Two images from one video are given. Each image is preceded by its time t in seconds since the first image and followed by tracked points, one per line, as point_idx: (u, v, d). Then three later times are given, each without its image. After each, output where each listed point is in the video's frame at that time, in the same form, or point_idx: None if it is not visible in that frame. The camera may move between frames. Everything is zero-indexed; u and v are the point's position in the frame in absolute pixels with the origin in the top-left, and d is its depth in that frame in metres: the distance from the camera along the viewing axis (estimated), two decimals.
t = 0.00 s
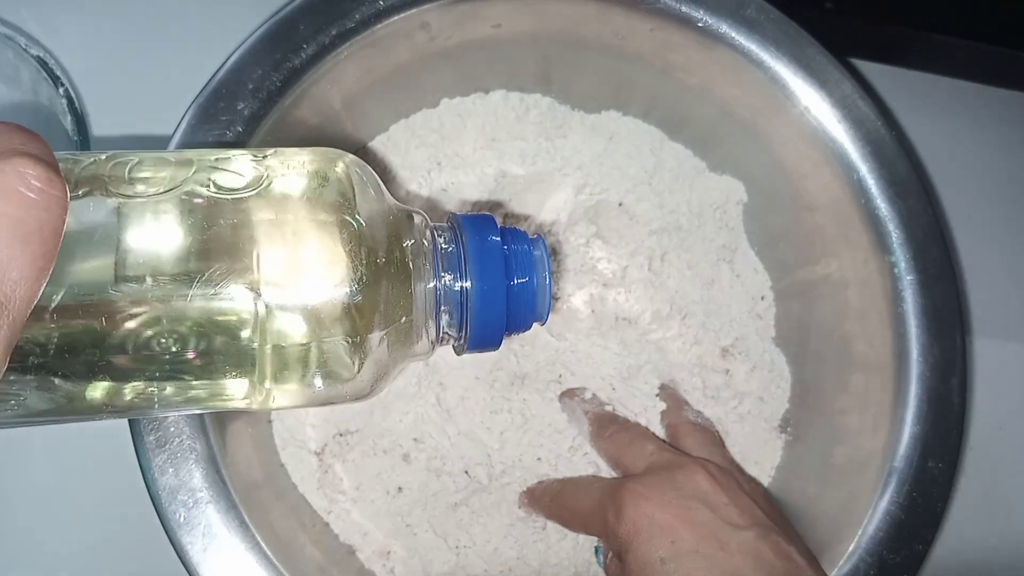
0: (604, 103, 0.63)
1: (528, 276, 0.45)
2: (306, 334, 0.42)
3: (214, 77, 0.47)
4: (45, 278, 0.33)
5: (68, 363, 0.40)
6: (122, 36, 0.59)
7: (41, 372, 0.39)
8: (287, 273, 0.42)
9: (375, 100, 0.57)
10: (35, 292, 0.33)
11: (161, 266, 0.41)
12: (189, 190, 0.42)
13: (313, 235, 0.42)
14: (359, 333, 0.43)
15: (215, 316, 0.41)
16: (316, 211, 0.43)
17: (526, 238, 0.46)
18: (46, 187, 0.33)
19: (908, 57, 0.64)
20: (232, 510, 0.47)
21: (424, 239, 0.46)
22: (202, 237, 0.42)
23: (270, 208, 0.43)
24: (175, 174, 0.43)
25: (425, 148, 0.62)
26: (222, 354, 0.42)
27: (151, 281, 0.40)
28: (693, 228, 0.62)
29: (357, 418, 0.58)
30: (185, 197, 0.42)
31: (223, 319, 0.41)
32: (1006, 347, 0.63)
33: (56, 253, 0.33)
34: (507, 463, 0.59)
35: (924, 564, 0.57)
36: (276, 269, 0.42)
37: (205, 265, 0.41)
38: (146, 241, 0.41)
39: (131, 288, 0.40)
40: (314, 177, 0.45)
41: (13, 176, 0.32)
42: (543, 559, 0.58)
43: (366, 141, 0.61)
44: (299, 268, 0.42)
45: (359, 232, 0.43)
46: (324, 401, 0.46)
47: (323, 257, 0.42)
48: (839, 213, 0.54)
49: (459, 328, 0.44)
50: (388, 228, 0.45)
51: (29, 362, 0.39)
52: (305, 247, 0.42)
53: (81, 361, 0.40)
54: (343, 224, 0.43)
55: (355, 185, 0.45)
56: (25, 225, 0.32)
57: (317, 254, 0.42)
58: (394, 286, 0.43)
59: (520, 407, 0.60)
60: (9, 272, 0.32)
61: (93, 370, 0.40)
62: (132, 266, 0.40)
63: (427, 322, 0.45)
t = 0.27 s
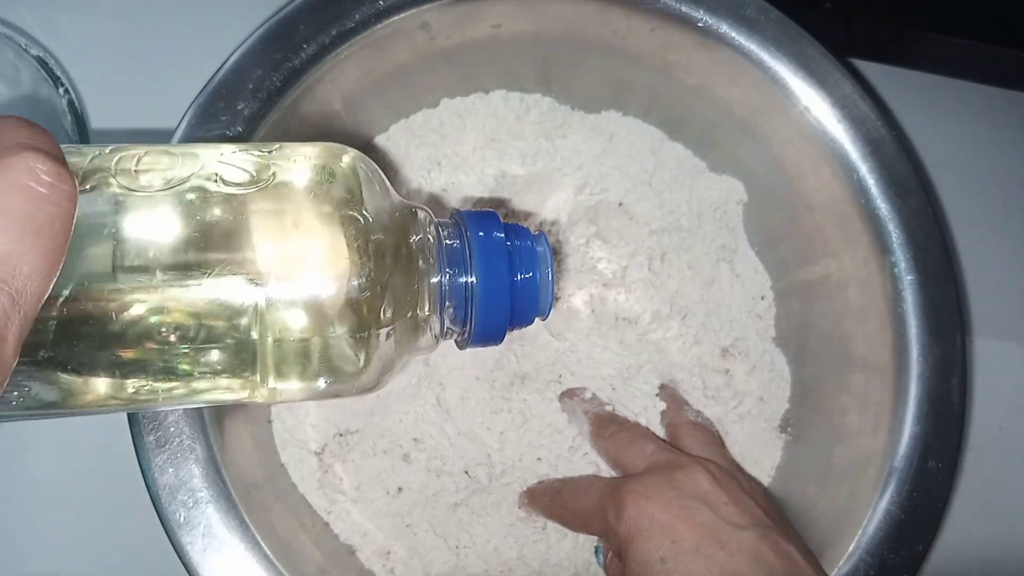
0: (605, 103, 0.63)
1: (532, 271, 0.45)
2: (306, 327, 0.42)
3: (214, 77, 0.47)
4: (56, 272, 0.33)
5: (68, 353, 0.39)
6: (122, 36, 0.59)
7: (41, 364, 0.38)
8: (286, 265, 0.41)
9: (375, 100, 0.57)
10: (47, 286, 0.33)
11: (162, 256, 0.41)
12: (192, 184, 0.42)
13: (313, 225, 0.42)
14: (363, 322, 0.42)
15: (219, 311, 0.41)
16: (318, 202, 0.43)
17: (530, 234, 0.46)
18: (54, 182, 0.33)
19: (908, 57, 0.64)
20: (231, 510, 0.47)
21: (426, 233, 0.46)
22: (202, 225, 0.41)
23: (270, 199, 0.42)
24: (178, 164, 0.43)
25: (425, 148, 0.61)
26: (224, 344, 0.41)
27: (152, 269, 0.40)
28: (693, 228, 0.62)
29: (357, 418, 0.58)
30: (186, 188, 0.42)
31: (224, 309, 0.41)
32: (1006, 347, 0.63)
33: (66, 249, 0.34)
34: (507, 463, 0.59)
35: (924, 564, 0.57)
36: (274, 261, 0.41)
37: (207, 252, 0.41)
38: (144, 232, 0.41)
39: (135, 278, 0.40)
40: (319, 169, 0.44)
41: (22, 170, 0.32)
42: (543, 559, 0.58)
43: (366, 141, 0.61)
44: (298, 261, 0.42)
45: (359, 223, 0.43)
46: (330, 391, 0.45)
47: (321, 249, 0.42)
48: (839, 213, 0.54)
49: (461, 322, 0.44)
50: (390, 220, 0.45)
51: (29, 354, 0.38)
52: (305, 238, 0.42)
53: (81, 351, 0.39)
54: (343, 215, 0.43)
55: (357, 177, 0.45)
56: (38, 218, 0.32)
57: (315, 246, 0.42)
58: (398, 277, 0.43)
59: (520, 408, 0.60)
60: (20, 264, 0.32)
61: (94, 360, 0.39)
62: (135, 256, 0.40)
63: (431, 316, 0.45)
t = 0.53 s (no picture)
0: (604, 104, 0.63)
1: (533, 266, 0.44)
2: (303, 317, 0.42)
3: (216, 77, 0.48)
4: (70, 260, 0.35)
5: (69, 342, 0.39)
6: (122, 37, 0.59)
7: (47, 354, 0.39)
8: (285, 255, 0.42)
9: (376, 101, 0.57)
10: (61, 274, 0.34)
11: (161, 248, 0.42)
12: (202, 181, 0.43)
13: (313, 217, 0.42)
14: (360, 315, 0.42)
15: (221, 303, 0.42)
16: (320, 195, 0.43)
17: (530, 230, 0.45)
18: (67, 173, 0.34)
19: (907, 57, 0.64)
20: (233, 510, 0.47)
21: (428, 229, 0.45)
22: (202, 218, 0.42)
23: (274, 189, 0.43)
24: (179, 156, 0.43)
25: (426, 148, 0.62)
26: (221, 336, 0.42)
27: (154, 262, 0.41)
28: (693, 227, 0.62)
29: (358, 418, 0.58)
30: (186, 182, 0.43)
31: (223, 303, 0.42)
32: (1004, 346, 0.63)
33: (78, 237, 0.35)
34: (508, 462, 0.59)
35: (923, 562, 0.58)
36: (273, 250, 0.42)
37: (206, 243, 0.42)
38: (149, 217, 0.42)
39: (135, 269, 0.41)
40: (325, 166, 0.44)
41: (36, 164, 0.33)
42: (543, 558, 0.58)
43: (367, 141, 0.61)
44: (297, 250, 0.42)
45: (360, 217, 0.43)
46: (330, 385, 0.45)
47: (320, 239, 0.42)
48: (838, 213, 0.54)
49: (462, 317, 0.43)
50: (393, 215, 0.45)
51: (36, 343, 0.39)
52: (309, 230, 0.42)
53: (86, 342, 0.40)
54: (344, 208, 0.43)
55: (360, 172, 0.45)
56: (53, 210, 0.33)
57: (314, 235, 0.42)
58: (398, 270, 0.43)
59: (520, 407, 0.60)
60: (37, 255, 0.33)
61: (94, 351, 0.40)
62: (136, 248, 0.41)
63: (434, 313, 0.44)
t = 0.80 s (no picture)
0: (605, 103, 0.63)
1: (533, 265, 0.46)
2: (297, 309, 0.41)
3: (215, 76, 0.47)
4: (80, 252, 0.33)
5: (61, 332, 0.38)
6: (122, 36, 0.59)
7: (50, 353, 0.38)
8: (279, 241, 0.41)
9: (375, 100, 0.57)
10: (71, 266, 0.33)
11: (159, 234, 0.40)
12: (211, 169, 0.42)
13: (314, 208, 0.42)
14: (359, 311, 0.42)
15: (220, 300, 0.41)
16: (322, 187, 0.43)
17: (531, 229, 0.47)
18: (78, 164, 0.32)
19: (908, 57, 0.64)
20: (231, 511, 0.47)
21: (433, 226, 0.47)
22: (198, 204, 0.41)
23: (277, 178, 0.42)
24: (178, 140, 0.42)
25: (425, 148, 0.61)
26: (216, 330, 0.41)
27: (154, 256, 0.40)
28: (693, 227, 0.62)
29: (357, 418, 0.58)
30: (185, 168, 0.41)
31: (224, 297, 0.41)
32: (1005, 347, 0.63)
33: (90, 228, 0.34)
34: (507, 463, 0.59)
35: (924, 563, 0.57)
36: (268, 238, 0.41)
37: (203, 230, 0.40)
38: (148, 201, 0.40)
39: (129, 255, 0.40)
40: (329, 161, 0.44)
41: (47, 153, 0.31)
42: (542, 559, 0.58)
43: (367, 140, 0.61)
44: (293, 238, 0.41)
45: (365, 212, 0.43)
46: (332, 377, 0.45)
47: (320, 230, 0.41)
48: (838, 213, 0.54)
49: (463, 314, 0.45)
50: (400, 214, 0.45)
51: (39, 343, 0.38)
52: (306, 220, 0.42)
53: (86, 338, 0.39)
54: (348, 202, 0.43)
55: (368, 169, 0.45)
56: (62, 200, 0.32)
57: (314, 226, 0.42)
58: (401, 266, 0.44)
59: (519, 408, 0.60)
60: (47, 245, 0.32)
61: (87, 342, 0.39)
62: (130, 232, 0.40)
63: (434, 309, 0.46)
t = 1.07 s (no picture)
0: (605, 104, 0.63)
1: (536, 262, 0.46)
2: (296, 303, 0.41)
3: (215, 77, 0.47)
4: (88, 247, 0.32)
5: (57, 321, 0.37)
6: (122, 36, 0.59)
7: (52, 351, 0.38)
8: (284, 233, 0.41)
9: (375, 100, 0.57)
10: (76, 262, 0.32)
11: (159, 225, 0.40)
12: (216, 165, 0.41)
13: (315, 202, 0.42)
14: (362, 306, 0.42)
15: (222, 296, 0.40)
16: (323, 182, 0.43)
17: (534, 228, 0.47)
18: (87, 156, 0.31)
19: (908, 57, 0.64)
20: (231, 511, 0.47)
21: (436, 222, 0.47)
22: (200, 196, 0.41)
23: (283, 172, 0.42)
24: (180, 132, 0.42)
25: (426, 148, 0.61)
26: (217, 325, 0.41)
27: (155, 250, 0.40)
28: (693, 228, 0.62)
29: (357, 418, 0.58)
30: (188, 160, 0.41)
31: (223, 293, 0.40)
32: (1005, 347, 0.63)
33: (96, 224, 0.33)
34: (507, 463, 0.59)
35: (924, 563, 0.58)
36: (268, 231, 0.41)
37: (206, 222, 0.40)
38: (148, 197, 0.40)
39: (129, 245, 0.39)
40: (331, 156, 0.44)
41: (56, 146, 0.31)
42: (542, 559, 0.58)
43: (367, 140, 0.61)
44: (297, 231, 0.41)
45: (370, 208, 0.43)
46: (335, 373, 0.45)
47: (324, 224, 0.42)
48: (838, 213, 0.54)
49: (467, 309, 0.45)
50: (404, 210, 0.46)
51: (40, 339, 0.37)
52: (308, 213, 0.42)
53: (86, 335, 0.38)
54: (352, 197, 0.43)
55: (372, 164, 0.45)
56: (72, 193, 0.31)
57: (319, 220, 0.42)
58: (405, 263, 0.44)
59: (519, 407, 0.60)
60: (57, 237, 0.31)
61: (85, 333, 0.38)
62: (130, 222, 0.39)
63: (439, 305, 0.46)
